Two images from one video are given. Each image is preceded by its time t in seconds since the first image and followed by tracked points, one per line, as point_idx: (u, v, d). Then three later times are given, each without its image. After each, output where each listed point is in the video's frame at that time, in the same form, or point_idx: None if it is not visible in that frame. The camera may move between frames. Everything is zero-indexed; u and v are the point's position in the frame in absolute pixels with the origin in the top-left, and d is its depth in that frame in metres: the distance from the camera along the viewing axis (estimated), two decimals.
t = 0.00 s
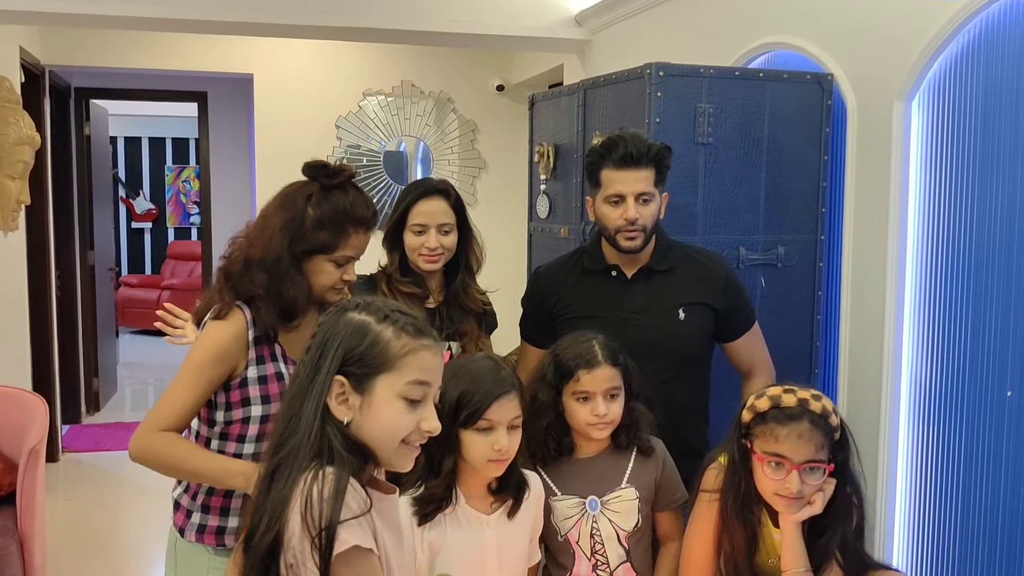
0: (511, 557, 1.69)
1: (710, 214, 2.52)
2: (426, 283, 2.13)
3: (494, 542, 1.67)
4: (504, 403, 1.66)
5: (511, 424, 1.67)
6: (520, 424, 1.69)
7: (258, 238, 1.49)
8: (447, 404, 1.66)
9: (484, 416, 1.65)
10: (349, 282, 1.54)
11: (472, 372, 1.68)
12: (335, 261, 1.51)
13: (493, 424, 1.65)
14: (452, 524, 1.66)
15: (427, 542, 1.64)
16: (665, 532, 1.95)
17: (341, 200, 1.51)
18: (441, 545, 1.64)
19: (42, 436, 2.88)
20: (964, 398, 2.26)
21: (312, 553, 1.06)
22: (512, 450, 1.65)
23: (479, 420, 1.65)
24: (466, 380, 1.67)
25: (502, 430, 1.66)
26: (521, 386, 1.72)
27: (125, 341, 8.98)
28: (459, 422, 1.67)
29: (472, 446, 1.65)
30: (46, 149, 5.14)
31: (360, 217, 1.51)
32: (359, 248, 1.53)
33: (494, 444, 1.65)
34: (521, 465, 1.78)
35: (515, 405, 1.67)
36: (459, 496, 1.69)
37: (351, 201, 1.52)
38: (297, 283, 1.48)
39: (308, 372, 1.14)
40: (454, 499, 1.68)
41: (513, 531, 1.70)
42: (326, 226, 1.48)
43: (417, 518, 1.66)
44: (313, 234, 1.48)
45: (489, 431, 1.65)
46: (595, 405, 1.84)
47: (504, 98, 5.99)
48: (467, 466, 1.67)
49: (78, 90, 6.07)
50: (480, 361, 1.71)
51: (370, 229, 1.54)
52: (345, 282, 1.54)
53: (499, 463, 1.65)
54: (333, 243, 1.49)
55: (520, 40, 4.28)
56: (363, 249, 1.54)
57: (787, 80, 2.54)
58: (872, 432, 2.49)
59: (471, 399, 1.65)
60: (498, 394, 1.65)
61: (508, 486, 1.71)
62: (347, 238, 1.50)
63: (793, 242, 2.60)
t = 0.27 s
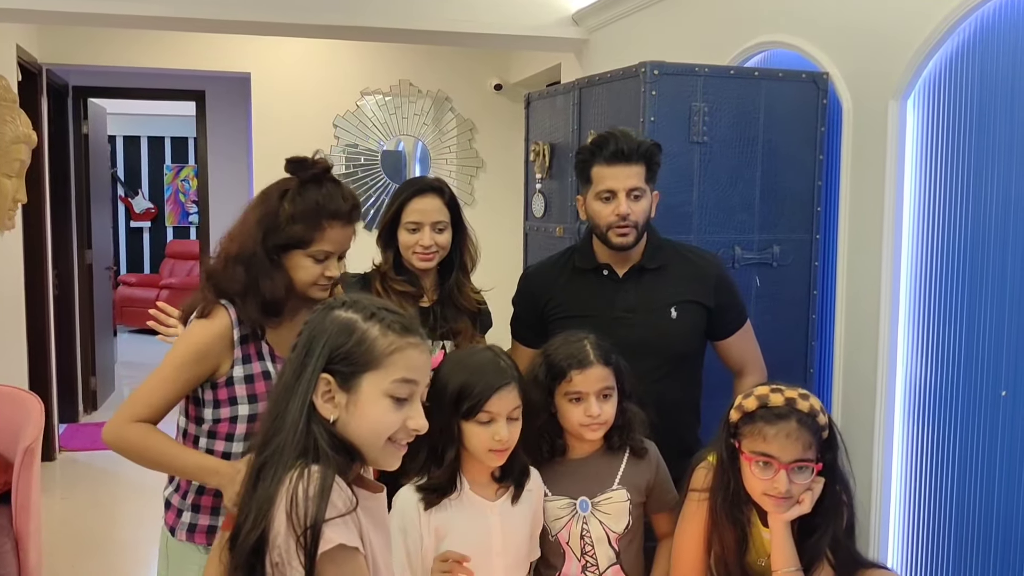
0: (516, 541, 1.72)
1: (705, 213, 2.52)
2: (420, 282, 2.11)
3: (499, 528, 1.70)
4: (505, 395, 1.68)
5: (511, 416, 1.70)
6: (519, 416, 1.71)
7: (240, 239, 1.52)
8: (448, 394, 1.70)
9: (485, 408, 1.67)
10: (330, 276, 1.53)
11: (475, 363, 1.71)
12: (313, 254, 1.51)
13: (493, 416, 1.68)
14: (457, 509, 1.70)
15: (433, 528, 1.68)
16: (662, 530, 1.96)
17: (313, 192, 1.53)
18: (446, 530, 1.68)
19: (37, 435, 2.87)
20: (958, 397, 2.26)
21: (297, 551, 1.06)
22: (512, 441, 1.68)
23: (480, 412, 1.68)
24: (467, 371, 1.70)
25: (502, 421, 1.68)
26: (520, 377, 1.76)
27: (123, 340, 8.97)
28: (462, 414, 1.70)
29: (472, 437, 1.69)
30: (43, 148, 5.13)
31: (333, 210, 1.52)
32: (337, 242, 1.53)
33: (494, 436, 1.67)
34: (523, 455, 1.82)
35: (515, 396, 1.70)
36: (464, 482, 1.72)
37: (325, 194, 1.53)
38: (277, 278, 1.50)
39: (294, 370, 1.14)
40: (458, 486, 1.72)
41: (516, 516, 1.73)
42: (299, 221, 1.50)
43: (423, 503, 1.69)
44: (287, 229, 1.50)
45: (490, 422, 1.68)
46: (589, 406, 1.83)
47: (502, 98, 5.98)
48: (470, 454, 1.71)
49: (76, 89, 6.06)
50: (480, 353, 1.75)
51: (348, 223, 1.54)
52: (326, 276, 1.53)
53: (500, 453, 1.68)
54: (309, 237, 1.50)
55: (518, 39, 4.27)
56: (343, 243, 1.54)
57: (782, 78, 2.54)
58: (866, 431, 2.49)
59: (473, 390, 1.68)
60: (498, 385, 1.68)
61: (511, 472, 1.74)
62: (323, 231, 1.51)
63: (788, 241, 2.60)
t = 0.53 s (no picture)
0: (531, 524, 1.73)
1: (704, 212, 2.52)
2: (420, 280, 2.11)
3: (515, 510, 1.72)
4: (523, 380, 1.71)
5: (528, 402, 1.73)
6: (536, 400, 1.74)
7: (218, 238, 1.57)
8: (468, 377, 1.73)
9: (504, 392, 1.71)
10: (302, 264, 1.55)
11: (491, 351, 1.74)
12: (283, 243, 1.54)
13: (509, 400, 1.71)
14: (473, 488, 1.72)
15: (450, 506, 1.70)
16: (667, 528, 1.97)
17: (277, 181, 1.55)
18: (462, 509, 1.70)
19: (36, 432, 2.87)
20: (957, 395, 2.26)
21: (294, 547, 1.06)
22: (527, 426, 1.71)
23: (496, 396, 1.71)
24: (486, 357, 1.73)
25: (519, 405, 1.71)
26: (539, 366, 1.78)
27: (123, 339, 8.97)
28: (479, 399, 1.73)
29: (490, 420, 1.72)
30: (43, 146, 5.13)
31: (298, 197, 1.54)
32: (306, 228, 1.55)
33: (510, 420, 1.70)
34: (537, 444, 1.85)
35: (532, 382, 1.73)
36: (480, 464, 1.75)
37: (292, 182, 1.55)
38: (247, 268, 1.54)
39: (291, 366, 1.15)
40: (475, 468, 1.74)
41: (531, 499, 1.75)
42: (266, 210, 1.53)
43: (440, 482, 1.71)
44: (253, 218, 1.53)
45: (507, 406, 1.71)
46: (589, 404, 1.83)
47: (502, 97, 5.98)
48: (487, 438, 1.74)
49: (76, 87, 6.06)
50: (499, 339, 1.78)
51: (316, 210, 1.56)
52: (302, 264, 1.55)
53: (516, 438, 1.70)
54: (275, 226, 1.53)
55: (518, 38, 4.27)
56: (313, 230, 1.56)
57: (780, 77, 2.54)
58: (864, 430, 2.50)
59: (491, 374, 1.72)
60: (515, 372, 1.71)
61: (528, 455, 1.78)
62: (289, 218, 1.53)
63: (786, 240, 2.61)
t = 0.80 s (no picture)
0: (528, 521, 1.73)
1: (700, 211, 2.52)
2: (417, 277, 2.10)
3: (513, 505, 1.72)
4: (523, 376, 1.70)
5: (528, 397, 1.71)
6: (536, 397, 1.73)
7: (205, 236, 1.60)
8: (470, 373, 1.72)
9: (505, 387, 1.69)
10: (291, 254, 1.57)
11: (493, 346, 1.74)
12: (269, 234, 1.57)
13: (510, 396, 1.70)
14: (475, 483, 1.72)
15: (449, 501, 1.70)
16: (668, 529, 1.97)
17: (261, 174, 1.59)
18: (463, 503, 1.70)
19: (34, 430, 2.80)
20: (951, 393, 2.26)
21: (283, 541, 1.07)
22: (527, 422, 1.69)
23: (497, 392, 1.70)
24: (488, 351, 1.72)
25: (520, 401, 1.70)
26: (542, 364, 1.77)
27: (123, 338, 8.97)
28: (481, 396, 1.72)
29: (490, 415, 1.70)
30: (42, 145, 5.13)
31: (281, 187, 1.57)
32: (291, 218, 1.58)
33: (511, 416, 1.68)
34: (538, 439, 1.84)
35: (532, 379, 1.72)
36: (481, 460, 1.74)
37: (275, 174, 1.59)
38: (236, 261, 1.57)
39: (282, 362, 1.15)
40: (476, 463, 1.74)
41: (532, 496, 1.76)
42: (251, 202, 1.56)
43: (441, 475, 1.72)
44: (239, 211, 1.57)
45: (507, 401, 1.70)
46: (596, 406, 1.81)
47: (501, 96, 5.98)
48: (486, 434, 1.73)
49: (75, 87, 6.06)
50: (503, 337, 1.77)
51: (300, 200, 1.59)
52: (289, 255, 1.57)
53: (515, 435, 1.69)
54: (260, 218, 1.56)
55: (516, 37, 4.27)
56: (298, 219, 1.59)
57: (776, 76, 2.54)
58: (859, 428, 2.50)
59: (494, 369, 1.70)
60: (515, 367, 1.70)
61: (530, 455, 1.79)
62: (273, 208, 1.56)
63: (782, 239, 2.61)
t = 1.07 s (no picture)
0: (510, 516, 1.73)
1: (687, 209, 2.53)
2: (403, 274, 2.09)
3: (494, 499, 1.72)
4: (502, 370, 1.70)
5: (508, 391, 1.71)
6: (516, 391, 1.72)
7: (189, 233, 1.61)
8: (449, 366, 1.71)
9: (484, 380, 1.69)
10: (273, 244, 1.57)
11: (473, 339, 1.73)
12: (252, 226, 1.57)
13: (490, 390, 1.69)
14: (453, 478, 1.72)
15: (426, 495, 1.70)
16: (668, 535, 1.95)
17: (241, 167, 1.60)
18: (440, 497, 1.70)
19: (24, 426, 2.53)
20: (937, 391, 2.27)
21: (253, 538, 1.07)
22: (508, 416, 1.69)
23: (477, 386, 1.69)
24: (468, 345, 1.72)
25: (499, 396, 1.69)
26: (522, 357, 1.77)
27: (119, 338, 8.96)
28: (461, 390, 1.72)
29: (470, 409, 1.70)
30: (37, 144, 5.12)
31: (260, 179, 1.59)
32: (271, 208, 1.58)
33: (491, 409, 1.68)
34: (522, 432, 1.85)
35: (512, 372, 1.71)
36: (461, 453, 1.75)
37: (254, 166, 1.60)
38: (221, 257, 1.57)
39: (254, 357, 1.16)
40: (456, 456, 1.74)
41: (515, 490, 1.75)
42: (232, 195, 1.57)
43: (419, 469, 1.72)
44: (221, 205, 1.57)
45: (487, 396, 1.69)
46: (592, 409, 1.79)
47: (496, 96, 5.98)
48: (466, 427, 1.73)
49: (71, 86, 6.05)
50: (481, 330, 1.76)
51: (279, 189, 1.60)
52: (273, 246, 1.57)
53: (496, 428, 1.69)
54: (241, 211, 1.57)
55: (510, 37, 4.28)
56: (279, 209, 1.59)
57: (764, 75, 2.55)
58: (846, 426, 2.51)
59: (472, 363, 1.70)
60: (494, 360, 1.70)
61: (510, 446, 1.78)
62: (253, 199, 1.57)
63: (769, 238, 2.62)
